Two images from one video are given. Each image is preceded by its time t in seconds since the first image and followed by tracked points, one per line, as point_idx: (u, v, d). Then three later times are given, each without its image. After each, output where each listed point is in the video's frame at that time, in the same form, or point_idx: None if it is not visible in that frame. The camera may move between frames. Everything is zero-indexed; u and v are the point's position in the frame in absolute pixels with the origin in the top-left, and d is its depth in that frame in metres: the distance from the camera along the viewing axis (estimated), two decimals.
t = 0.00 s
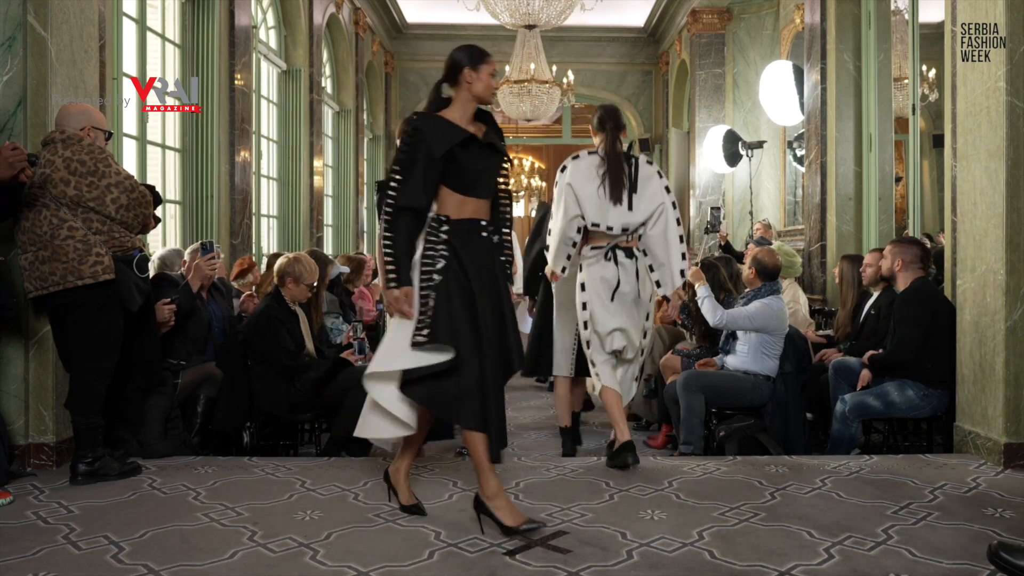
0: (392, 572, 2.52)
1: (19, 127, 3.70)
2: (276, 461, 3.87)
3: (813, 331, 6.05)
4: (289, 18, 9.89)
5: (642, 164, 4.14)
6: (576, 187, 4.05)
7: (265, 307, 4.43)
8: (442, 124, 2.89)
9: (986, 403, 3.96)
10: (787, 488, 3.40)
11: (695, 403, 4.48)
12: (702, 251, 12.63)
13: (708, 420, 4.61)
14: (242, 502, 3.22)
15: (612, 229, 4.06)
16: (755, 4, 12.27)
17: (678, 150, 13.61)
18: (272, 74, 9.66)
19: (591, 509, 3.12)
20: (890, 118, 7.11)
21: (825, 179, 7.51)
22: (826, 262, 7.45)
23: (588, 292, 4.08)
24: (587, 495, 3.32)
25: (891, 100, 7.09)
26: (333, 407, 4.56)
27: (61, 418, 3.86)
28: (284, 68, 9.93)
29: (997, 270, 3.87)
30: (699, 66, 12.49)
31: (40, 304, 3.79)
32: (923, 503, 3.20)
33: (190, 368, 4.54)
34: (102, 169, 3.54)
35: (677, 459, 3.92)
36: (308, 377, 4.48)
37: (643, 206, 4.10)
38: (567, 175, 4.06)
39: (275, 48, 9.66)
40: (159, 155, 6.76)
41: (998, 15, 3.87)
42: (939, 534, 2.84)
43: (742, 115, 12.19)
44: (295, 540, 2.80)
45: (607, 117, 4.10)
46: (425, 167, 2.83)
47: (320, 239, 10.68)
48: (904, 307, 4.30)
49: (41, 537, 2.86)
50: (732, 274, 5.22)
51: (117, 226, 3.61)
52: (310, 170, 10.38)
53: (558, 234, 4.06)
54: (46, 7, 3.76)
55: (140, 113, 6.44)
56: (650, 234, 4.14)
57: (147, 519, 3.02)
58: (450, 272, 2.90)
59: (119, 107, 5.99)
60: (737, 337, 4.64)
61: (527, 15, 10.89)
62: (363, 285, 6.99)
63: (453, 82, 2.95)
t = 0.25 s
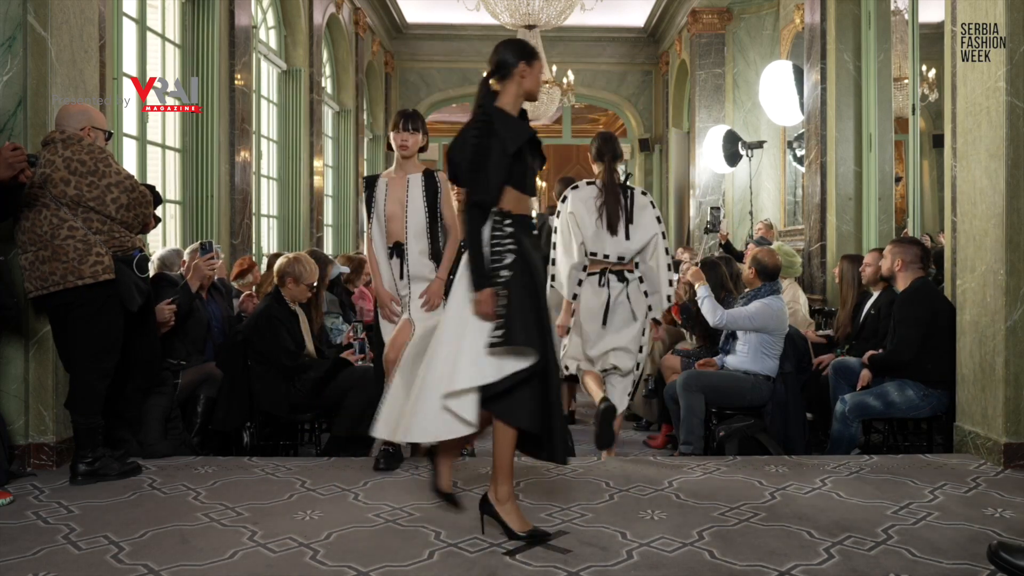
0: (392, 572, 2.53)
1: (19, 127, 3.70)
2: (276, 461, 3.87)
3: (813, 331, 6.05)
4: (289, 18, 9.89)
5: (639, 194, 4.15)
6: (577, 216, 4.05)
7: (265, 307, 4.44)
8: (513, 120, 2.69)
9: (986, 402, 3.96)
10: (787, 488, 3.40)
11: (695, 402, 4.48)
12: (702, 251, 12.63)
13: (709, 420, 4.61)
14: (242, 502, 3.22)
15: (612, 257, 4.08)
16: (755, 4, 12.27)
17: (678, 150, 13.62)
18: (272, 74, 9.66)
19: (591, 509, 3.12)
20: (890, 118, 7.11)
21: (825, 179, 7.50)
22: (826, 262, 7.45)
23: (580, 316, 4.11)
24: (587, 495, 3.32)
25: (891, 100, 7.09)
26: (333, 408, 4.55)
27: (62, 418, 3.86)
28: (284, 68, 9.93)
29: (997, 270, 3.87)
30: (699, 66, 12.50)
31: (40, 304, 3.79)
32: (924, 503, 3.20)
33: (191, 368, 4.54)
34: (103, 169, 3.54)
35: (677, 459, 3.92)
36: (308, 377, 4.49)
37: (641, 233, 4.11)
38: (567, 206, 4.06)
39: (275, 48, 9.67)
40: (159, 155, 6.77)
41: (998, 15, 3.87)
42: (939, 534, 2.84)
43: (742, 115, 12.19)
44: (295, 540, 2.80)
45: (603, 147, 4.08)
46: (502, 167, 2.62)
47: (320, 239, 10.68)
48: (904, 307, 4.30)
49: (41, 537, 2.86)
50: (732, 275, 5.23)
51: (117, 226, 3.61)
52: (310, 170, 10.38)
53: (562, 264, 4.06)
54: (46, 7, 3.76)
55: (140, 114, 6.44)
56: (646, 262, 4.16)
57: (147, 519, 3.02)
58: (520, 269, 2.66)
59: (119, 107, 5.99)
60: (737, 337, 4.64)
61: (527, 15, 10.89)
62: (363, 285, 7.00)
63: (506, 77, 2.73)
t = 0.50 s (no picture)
0: (392, 572, 2.52)
1: (19, 127, 3.71)
2: (276, 461, 3.87)
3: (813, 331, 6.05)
4: (289, 18, 9.89)
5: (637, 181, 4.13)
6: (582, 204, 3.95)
7: (265, 307, 4.44)
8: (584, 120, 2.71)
9: (986, 402, 3.96)
10: (787, 488, 3.40)
11: (695, 402, 4.48)
12: (702, 252, 12.63)
13: (709, 420, 4.61)
14: (242, 502, 3.22)
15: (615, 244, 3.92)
16: (754, 4, 12.27)
17: (678, 150, 13.62)
18: (272, 74, 9.66)
19: (591, 509, 3.12)
20: (890, 118, 7.11)
21: (825, 179, 7.50)
22: (826, 262, 7.44)
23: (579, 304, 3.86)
24: (587, 495, 3.32)
25: (891, 100, 7.09)
26: (333, 407, 4.57)
27: (62, 418, 3.86)
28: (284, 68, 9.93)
29: (997, 270, 3.87)
30: (699, 66, 12.50)
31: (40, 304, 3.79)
32: (924, 503, 3.20)
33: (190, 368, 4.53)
34: (103, 169, 3.54)
35: (677, 459, 3.92)
36: (308, 377, 4.51)
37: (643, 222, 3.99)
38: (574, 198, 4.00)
39: (275, 48, 9.67)
40: (159, 155, 6.77)
41: (998, 14, 3.86)
42: (939, 534, 2.84)
43: (742, 115, 12.19)
44: (295, 540, 2.80)
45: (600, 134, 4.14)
46: (593, 167, 2.70)
47: (320, 239, 10.68)
48: (904, 307, 4.31)
49: (42, 537, 2.86)
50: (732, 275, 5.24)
51: (117, 226, 3.61)
52: (310, 170, 10.38)
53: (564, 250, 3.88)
54: (46, 7, 3.76)
55: (140, 114, 6.44)
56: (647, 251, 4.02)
57: (147, 520, 3.02)
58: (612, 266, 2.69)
59: (119, 107, 5.99)
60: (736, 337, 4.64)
61: (527, 15, 10.89)
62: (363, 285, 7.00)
63: (575, 76, 2.74)
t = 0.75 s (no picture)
0: (393, 572, 2.52)
1: (19, 127, 3.70)
2: (276, 461, 3.87)
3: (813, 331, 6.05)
4: (289, 19, 9.90)
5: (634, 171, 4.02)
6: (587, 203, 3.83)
7: (265, 307, 4.43)
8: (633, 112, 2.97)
9: (986, 402, 3.96)
10: (786, 488, 3.40)
11: (695, 403, 4.47)
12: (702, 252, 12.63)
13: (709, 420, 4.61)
14: (242, 502, 3.22)
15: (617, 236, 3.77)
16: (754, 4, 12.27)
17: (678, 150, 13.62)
18: (272, 74, 9.66)
19: (591, 509, 3.12)
20: (890, 118, 7.11)
21: (825, 179, 7.50)
22: (826, 262, 7.44)
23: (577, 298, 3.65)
24: (587, 495, 3.32)
25: (891, 100, 7.09)
26: (333, 408, 4.56)
27: (62, 418, 3.86)
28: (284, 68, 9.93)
29: (997, 270, 3.87)
30: (699, 66, 12.50)
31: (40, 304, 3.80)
32: (923, 503, 3.20)
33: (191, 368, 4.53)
34: (103, 169, 3.54)
35: (677, 459, 3.92)
36: (308, 377, 4.50)
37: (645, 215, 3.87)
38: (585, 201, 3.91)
39: (275, 48, 9.67)
40: (158, 155, 6.77)
41: (998, 14, 3.86)
42: (939, 534, 2.84)
43: (742, 115, 12.19)
44: (295, 540, 2.80)
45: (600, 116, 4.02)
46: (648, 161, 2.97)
47: (320, 239, 10.68)
48: (904, 307, 4.30)
49: (42, 537, 2.86)
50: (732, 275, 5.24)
51: (118, 226, 3.61)
52: (310, 170, 10.38)
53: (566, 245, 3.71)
54: (46, 7, 3.76)
55: (140, 114, 6.44)
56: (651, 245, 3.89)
57: (147, 520, 3.02)
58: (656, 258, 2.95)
59: (119, 106, 5.99)
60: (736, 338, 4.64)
61: (527, 15, 10.89)
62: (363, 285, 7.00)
63: (614, 81, 3.00)
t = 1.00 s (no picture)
0: (392, 572, 2.52)
1: (19, 127, 3.71)
2: (276, 461, 3.87)
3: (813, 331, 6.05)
4: (289, 19, 9.90)
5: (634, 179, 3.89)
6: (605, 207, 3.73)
7: (266, 307, 4.44)
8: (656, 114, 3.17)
9: (986, 402, 3.96)
10: (786, 488, 3.40)
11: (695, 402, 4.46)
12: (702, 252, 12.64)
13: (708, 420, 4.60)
14: (242, 502, 3.22)
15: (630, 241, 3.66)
16: (754, 4, 12.26)
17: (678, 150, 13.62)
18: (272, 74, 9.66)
19: (591, 509, 3.12)
20: (890, 118, 7.11)
21: (825, 179, 7.50)
22: (826, 262, 7.44)
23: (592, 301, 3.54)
24: (587, 495, 3.32)
25: (891, 100, 7.09)
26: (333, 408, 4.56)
27: (62, 418, 3.86)
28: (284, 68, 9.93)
29: (997, 270, 3.87)
30: (699, 66, 12.50)
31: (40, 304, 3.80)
32: (923, 503, 3.20)
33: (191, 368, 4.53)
34: (103, 169, 3.54)
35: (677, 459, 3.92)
36: (308, 377, 4.50)
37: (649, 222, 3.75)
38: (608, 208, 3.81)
39: (275, 49, 9.67)
40: (158, 155, 6.76)
41: (998, 14, 3.86)
42: (939, 534, 2.84)
43: (742, 115, 12.19)
44: (295, 540, 2.80)
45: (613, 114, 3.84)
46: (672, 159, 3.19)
47: (320, 239, 10.68)
48: (905, 307, 4.31)
49: (41, 537, 2.86)
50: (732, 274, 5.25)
51: (118, 226, 3.61)
52: (310, 170, 10.38)
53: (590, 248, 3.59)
54: (46, 7, 3.76)
55: (140, 114, 6.44)
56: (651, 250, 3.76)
57: (147, 520, 3.02)
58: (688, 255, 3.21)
59: (119, 106, 5.98)
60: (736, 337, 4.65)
61: (527, 15, 10.89)
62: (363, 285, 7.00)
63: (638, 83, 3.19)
